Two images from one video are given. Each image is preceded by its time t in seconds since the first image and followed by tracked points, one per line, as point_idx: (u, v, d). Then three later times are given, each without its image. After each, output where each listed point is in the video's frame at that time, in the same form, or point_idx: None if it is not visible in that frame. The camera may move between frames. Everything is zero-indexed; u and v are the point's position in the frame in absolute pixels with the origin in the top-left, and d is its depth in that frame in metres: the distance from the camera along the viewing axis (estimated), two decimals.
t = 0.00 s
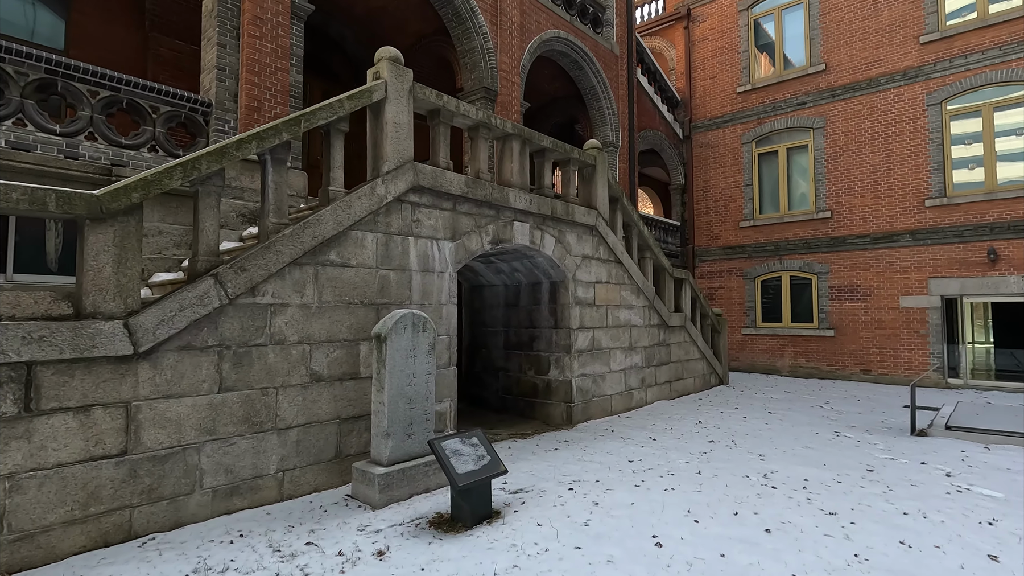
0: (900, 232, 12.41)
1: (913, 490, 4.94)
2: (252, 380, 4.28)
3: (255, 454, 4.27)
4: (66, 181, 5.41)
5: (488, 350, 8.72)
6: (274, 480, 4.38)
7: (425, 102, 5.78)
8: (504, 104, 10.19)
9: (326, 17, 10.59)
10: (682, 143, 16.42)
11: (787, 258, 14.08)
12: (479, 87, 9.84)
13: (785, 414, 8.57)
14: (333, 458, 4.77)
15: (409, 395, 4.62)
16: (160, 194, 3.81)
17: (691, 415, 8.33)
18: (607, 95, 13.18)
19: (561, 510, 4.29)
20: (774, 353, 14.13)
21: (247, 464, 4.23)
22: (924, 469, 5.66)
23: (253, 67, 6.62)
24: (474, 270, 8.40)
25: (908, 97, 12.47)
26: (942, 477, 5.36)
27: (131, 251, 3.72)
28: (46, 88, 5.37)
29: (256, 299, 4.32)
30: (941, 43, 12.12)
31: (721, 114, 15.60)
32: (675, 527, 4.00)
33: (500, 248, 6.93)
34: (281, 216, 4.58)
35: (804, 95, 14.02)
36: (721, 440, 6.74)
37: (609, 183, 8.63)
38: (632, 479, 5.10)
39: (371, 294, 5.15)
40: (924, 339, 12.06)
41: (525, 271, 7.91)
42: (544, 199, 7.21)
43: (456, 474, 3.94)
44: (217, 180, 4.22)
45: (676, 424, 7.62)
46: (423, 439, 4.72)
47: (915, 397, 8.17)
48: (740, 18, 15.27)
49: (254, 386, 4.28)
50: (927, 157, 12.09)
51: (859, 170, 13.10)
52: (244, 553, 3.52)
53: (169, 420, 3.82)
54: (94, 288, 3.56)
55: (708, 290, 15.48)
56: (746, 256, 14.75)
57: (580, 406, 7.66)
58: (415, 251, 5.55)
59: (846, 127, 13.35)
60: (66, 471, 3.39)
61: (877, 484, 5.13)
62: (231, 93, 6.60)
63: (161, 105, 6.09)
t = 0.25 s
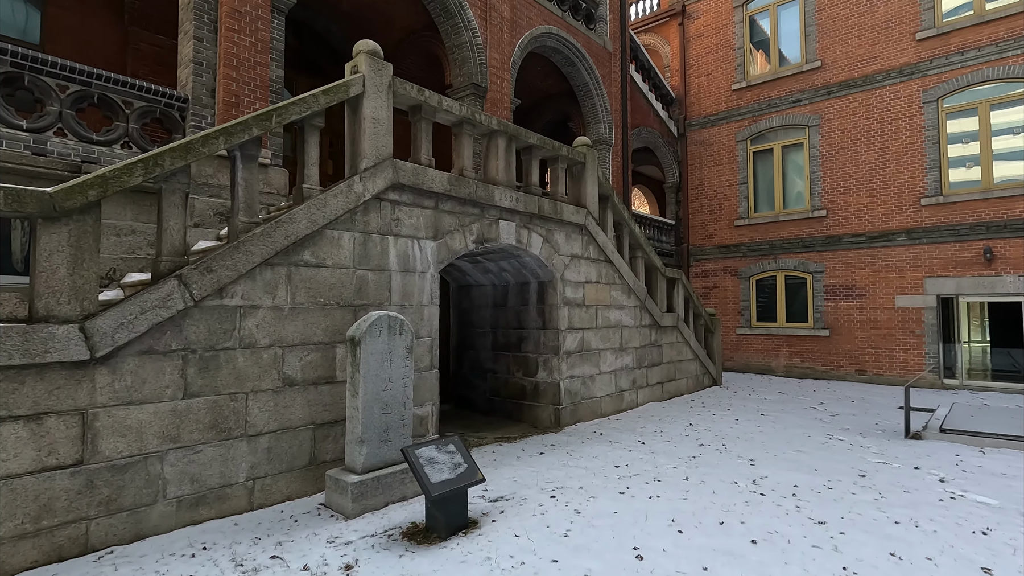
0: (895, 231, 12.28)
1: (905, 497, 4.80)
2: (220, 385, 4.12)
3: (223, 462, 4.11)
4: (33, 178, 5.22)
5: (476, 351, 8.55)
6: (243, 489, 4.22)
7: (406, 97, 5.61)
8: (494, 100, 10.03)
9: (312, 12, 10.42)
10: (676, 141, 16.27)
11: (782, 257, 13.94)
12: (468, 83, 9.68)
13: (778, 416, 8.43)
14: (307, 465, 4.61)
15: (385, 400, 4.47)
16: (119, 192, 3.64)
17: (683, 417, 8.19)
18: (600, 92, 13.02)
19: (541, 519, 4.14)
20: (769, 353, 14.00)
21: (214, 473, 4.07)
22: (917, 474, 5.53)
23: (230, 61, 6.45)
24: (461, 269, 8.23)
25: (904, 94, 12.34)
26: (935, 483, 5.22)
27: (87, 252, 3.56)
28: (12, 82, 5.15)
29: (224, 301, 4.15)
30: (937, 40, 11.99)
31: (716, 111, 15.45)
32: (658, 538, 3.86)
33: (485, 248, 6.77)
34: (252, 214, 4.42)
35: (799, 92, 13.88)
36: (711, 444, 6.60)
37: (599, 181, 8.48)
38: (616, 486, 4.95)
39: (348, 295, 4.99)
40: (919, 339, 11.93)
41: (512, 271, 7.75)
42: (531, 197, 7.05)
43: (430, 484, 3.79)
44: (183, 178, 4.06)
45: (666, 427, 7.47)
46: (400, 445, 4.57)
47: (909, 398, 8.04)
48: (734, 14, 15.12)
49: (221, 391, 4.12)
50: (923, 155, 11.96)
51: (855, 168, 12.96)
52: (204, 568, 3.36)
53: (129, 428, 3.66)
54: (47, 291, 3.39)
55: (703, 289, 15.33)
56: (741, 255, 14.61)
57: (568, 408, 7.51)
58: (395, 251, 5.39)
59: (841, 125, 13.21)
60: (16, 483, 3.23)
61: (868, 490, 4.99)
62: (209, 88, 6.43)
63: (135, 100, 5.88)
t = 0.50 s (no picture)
0: (894, 228, 12.15)
1: (903, 500, 4.68)
2: (196, 387, 3.98)
3: (199, 466, 3.98)
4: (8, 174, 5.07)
5: (468, 350, 8.42)
6: (220, 493, 4.09)
7: (392, 90, 5.47)
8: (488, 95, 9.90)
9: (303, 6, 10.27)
10: (673, 137, 16.14)
11: (780, 254, 13.81)
12: (461, 78, 9.53)
13: (774, 415, 8.31)
14: (288, 468, 4.48)
15: (369, 401, 4.34)
16: (87, 187, 3.50)
17: (678, 417, 8.08)
18: (596, 88, 12.88)
19: (527, 524, 4.02)
20: (766, 352, 13.89)
21: (190, 477, 3.94)
22: (916, 475, 5.41)
23: (214, 54, 6.31)
24: (452, 267, 8.10)
25: (903, 89, 12.20)
26: (934, 485, 5.11)
27: (54, 248, 3.42)
28: None
29: (200, 299, 4.02)
30: (937, 35, 11.85)
31: (713, 107, 15.31)
32: (647, 544, 3.73)
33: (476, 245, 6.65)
34: (230, 210, 4.28)
35: (797, 88, 13.74)
36: (705, 444, 6.49)
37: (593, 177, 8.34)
38: (607, 489, 4.83)
39: (332, 294, 4.86)
40: (918, 337, 11.82)
41: (504, 269, 7.62)
42: (522, 194, 6.91)
43: (412, 489, 3.66)
44: (156, 173, 3.93)
45: (661, 427, 7.35)
46: (384, 447, 4.44)
47: (907, 398, 7.91)
48: (732, 9, 14.97)
49: (198, 392, 3.99)
50: (922, 151, 11.83)
51: (853, 165, 12.83)
52: None
53: (99, 431, 3.54)
54: (11, 289, 3.26)
55: (700, 287, 15.21)
56: (738, 252, 14.49)
57: (561, 408, 7.39)
58: (381, 248, 5.26)
59: (839, 121, 13.07)
60: None
61: (865, 493, 4.87)
62: (192, 82, 6.30)
63: (116, 94, 5.72)
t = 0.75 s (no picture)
0: (896, 222, 11.97)
1: (906, 500, 4.52)
2: (171, 384, 3.83)
3: (175, 467, 3.83)
4: None
5: (462, 346, 8.26)
6: (198, 495, 3.94)
7: (380, 78, 5.30)
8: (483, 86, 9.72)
9: None
10: (673, 131, 15.94)
11: (780, 249, 13.64)
12: (455, 69, 9.35)
13: (775, 412, 8.16)
14: (271, 468, 4.33)
15: (353, 399, 4.18)
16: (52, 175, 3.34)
17: (676, 414, 7.92)
18: (594, 80, 12.69)
19: (517, 527, 3.87)
20: (766, 348, 13.73)
21: (166, 478, 3.79)
22: (920, 474, 5.24)
23: (198, 43, 6.14)
24: (446, 262, 7.94)
25: (906, 81, 12.01)
26: (938, 484, 4.95)
27: (17, 240, 3.26)
28: None
29: (176, 293, 3.87)
30: (941, 25, 11.64)
31: (713, 101, 15.11)
32: (641, 547, 3.58)
33: (469, 238, 6.48)
34: (207, 201, 4.12)
35: (798, 81, 13.55)
36: (703, 442, 6.33)
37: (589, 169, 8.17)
38: (601, 489, 4.68)
39: (316, 288, 4.70)
40: (921, 332, 11.65)
41: (498, 263, 7.46)
42: (516, 186, 6.74)
43: (394, 491, 3.50)
44: (128, 161, 3.77)
45: (658, 425, 7.20)
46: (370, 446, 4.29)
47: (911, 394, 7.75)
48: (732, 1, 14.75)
49: (173, 390, 3.84)
50: (925, 144, 11.64)
51: (855, 158, 12.64)
52: None
53: (67, 430, 3.39)
54: None
55: (700, 283, 15.04)
56: (738, 248, 14.31)
57: (557, 406, 7.23)
58: (368, 241, 5.09)
59: (841, 114, 12.88)
60: None
61: (868, 492, 4.71)
62: (175, 71, 6.13)
63: (96, 83, 5.51)
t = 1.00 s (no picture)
0: (903, 216, 11.72)
1: (918, 504, 4.31)
2: (144, 385, 3.64)
3: (149, 472, 3.65)
4: None
5: (458, 344, 8.06)
6: (175, 501, 3.76)
7: (368, 65, 5.09)
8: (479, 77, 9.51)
9: None
10: (675, 125, 15.69)
11: (784, 244, 13.39)
12: (451, 60, 9.12)
13: (779, 411, 7.95)
14: (253, 472, 4.15)
15: (337, 400, 3.99)
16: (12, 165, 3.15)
17: (677, 413, 7.72)
18: (594, 72, 12.45)
19: (508, 535, 3.67)
20: (770, 345, 13.50)
21: (140, 483, 3.61)
22: (931, 477, 5.03)
23: (181, 31, 5.94)
24: (441, 257, 7.74)
25: (913, 72, 11.73)
26: (951, 487, 4.73)
27: None
28: None
29: (149, 290, 3.67)
30: (949, 14, 11.36)
31: (715, 93, 14.84)
32: (639, 557, 3.38)
33: (463, 232, 6.28)
34: (183, 192, 3.92)
35: (802, 72, 13.28)
36: (705, 443, 6.13)
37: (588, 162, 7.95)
38: (598, 493, 4.48)
39: (301, 284, 4.51)
40: (928, 329, 11.41)
41: (494, 258, 7.25)
42: (511, 178, 6.53)
43: (377, 498, 3.31)
44: (97, 151, 3.58)
45: (659, 424, 7.00)
46: (356, 449, 4.10)
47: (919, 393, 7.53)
48: None
49: (147, 392, 3.65)
50: (933, 136, 11.38)
51: (861, 151, 12.39)
52: None
53: (32, 435, 3.21)
54: None
55: (702, 279, 14.81)
56: (741, 243, 14.08)
57: (555, 405, 7.04)
58: (355, 235, 4.90)
59: (847, 106, 12.61)
60: None
61: (878, 496, 4.50)
62: (158, 60, 5.93)
63: (75, 73, 5.28)
